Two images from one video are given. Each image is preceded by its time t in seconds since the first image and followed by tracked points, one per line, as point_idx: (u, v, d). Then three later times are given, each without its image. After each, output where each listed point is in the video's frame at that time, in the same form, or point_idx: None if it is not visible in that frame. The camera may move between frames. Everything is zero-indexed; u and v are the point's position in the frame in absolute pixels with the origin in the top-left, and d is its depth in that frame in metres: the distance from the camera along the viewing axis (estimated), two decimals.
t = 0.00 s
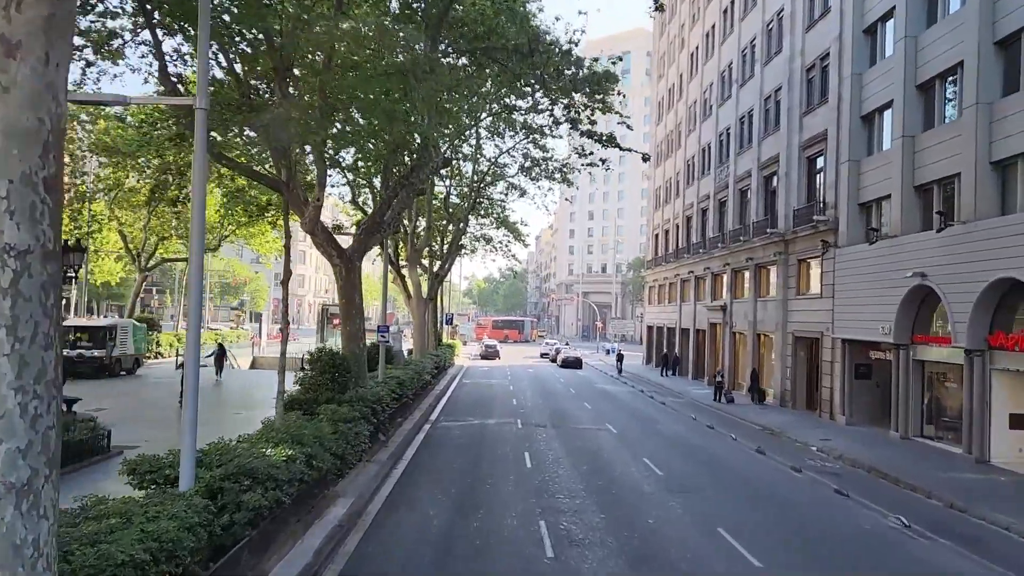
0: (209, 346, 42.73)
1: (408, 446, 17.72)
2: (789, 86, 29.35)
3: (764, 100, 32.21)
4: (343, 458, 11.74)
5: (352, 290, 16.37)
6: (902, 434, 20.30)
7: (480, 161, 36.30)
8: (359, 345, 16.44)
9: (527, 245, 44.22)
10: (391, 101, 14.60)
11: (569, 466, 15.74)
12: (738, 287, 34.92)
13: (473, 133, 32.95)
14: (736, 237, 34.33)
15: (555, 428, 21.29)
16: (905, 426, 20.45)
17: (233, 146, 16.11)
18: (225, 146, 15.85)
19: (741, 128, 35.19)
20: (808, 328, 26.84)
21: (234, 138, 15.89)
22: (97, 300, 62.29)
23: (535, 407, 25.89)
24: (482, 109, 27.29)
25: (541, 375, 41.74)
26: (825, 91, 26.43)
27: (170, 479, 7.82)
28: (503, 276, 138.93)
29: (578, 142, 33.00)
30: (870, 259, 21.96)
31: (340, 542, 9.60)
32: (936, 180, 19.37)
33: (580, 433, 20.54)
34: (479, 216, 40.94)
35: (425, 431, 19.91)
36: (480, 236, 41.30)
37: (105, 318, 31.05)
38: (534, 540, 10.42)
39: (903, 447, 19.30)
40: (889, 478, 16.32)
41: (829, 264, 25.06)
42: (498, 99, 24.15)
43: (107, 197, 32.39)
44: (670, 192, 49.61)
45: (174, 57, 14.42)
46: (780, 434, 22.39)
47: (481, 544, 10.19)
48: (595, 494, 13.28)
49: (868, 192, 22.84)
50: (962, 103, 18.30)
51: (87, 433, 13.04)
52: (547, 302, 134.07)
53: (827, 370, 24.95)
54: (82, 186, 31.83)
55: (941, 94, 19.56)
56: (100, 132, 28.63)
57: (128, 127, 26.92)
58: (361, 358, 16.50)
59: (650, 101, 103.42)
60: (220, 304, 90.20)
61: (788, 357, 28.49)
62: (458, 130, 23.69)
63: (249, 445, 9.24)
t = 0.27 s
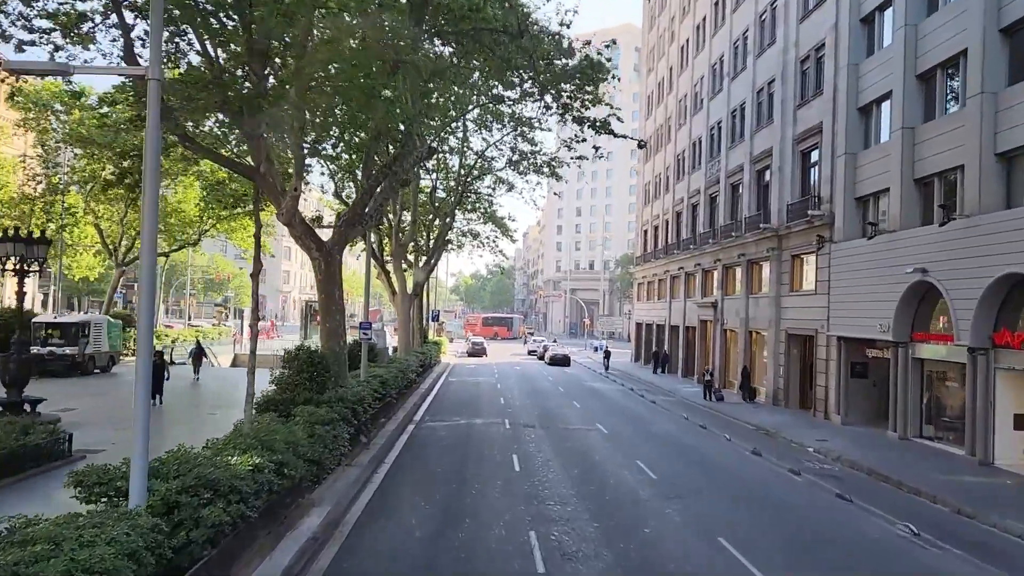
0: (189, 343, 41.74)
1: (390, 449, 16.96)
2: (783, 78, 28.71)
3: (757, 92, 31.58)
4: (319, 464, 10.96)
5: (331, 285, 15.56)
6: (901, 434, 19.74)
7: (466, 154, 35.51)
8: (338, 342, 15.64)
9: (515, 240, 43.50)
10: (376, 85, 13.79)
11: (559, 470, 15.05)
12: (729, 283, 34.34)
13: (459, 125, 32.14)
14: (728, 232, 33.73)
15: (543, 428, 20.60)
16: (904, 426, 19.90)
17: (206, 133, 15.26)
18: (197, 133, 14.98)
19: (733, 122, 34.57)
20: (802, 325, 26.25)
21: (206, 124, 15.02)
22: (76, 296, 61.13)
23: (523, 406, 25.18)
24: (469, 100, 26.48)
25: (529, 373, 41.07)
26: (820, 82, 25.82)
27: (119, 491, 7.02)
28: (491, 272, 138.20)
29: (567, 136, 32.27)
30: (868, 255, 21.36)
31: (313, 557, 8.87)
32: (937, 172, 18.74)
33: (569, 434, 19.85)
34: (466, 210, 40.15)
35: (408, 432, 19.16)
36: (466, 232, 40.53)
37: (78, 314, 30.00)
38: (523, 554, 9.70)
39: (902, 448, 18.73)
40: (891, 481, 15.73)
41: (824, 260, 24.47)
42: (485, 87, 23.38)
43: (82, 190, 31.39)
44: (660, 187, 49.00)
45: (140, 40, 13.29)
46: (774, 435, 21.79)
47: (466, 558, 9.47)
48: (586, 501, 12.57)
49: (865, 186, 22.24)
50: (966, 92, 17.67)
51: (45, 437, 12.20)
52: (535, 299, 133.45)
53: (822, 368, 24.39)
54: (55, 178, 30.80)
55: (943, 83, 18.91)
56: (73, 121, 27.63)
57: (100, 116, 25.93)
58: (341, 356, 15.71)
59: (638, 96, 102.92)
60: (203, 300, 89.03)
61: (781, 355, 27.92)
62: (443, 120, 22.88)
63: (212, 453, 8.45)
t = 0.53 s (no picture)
0: (171, 340, 40.74)
1: (375, 453, 16.12)
2: (780, 70, 28.00)
3: (753, 85, 30.88)
4: (295, 473, 10.13)
5: (312, 280, 14.67)
6: (906, 436, 19.07)
7: (456, 148, 34.65)
8: (320, 341, 14.76)
9: (505, 236, 42.70)
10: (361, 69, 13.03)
11: (553, 476, 14.28)
12: (723, 280, 33.65)
13: (449, 117, 31.29)
14: (722, 228, 33.04)
15: (535, 430, 19.82)
16: (909, 428, 19.23)
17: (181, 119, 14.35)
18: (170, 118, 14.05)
19: (728, 116, 33.87)
20: (800, 323, 25.55)
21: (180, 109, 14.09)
22: (56, 292, 59.86)
23: (513, 406, 24.38)
24: (459, 90, 25.64)
25: (518, 371, 40.29)
26: (819, 74, 25.12)
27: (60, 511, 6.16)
28: (480, 269, 137.36)
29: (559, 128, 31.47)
30: (871, 250, 20.69)
31: None
32: (946, 165, 18.06)
33: (561, 436, 19.08)
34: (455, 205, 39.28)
35: (394, 435, 18.32)
36: (455, 227, 39.67)
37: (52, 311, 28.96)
38: (517, 571, 8.91)
39: (908, 451, 18.06)
40: (899, 486, 15.03)
41: (823, 256, 23.80)
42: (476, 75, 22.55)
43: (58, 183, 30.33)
44: (652, 183, 48.31)
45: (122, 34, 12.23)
46: (774, 437, 21.09)
47: None
48: (583, 510, 11.79)
49: (868, 179, 21.56)
50: (978, 81, 16.97)
51: None
52: (524, 296, 132.74)
53: (821, 367, 23.71)
54: (29, 170, 29.74)
55: (952, 72, 18.22)
56: (46, 111, 26.60)
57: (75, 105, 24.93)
58: (322, 355, 14.85)
59: (629, 92, 102.29)
60: (188, 296, 87.76)
61: (778, 354, 27.25)
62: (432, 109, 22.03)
63: (174, 464, 7.60)
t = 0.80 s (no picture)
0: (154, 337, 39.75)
1: (361, 458, 15.28)
2: (781, 61, 27.28)
3: (752, 78, 30.17)
4: (272, 484, 9.30)
5: (294, 275, 13.72)
6: (914, 439, 18.38)
7: (447, 141, 33.80)
8: (304, 338, 13.84)
9: (497, 232, 41.88)
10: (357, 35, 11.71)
11: (549, 483, 13.49)
12: (721, 278, 32.93)
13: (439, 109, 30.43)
14: (720, 224, 32.33)
15: (529, 433, 19.03)
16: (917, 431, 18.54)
17: (156, 105, 13.50)
18: (143, 103, 13.18)
19: (725, 109, 33.14)
20: (802, 321, 24.84)
21: (154, 94, 13.23)
22: (39, 288, 58.70)
23: (506, 407, 23.59)
24: (451, 80, 24.79)
25: (511, 370, 39.49)
26: (822, 65, 24.40)
27: None
28: (471, 267, 136.49)
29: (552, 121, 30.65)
30: (877, 246, 19.98)
31: None
32: (958, 157, 17.35)
33: (556, 439, 18.30)
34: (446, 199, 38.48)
35: (382, 438, 17.47)
36: (446, 222, 38.84)
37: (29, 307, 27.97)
38: None
39: (917, 455, 17.37)
40: (911, 493, 14.31)
41: (826, 252, 23.09)
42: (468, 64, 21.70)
43: (37, 176, 29.41)
44: (646, 179, 47.59)
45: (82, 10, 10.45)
46: (776, 440, 20.35)
47: None
48: (583, 522, 11.00)
49: (874, 173, 20.84)
50: (992, 69, 16.26)
51: None
52: (515, 294, 131.97)
53: (824, 367, 23.01)
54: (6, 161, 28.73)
55: (964, 61, 17.51)
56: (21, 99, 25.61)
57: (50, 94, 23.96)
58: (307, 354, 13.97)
59: (621, 89, 101.61)
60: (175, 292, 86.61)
61: (777, 353, 26.55)
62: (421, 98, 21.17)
63: (131, 479, 6.77)
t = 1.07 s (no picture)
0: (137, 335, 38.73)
1: (348, 463, 14.39)
2: (784, 52, 26.50)
3: (753, 70, 29.40)
4: (245, 501, 8.43)
5: (276, 269, 12.79)
6: (927, 444, 17.61)
7: (439, 134, 32.92)
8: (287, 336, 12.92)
9: (490, 228, 41.02)
10: None
11: (548, 491, 12.64)
12: (719, 275, 32.15)
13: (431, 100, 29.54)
14: (719, 220, 31.55)
15: (525, 436, 18.18)
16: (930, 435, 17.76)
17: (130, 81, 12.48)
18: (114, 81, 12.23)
19: (725, 102, 32.36)
20: (805, 320, 24.08)
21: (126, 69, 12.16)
22: (22, 284, 57.52)
23: (500, 408, 22.74)
24: (444, 69, 23.90)
25: (503, 369, 38.63)
26: (827, 55, 23.63)
27: None
28: (463, 264, 135.54)
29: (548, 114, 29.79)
30: (888, 242, 19.21)
31: None
32: (975, 148, 16.58)
33: (553, 443, 17.47)
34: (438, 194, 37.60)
35: (371, 441, 16.59)
36: (438, 217, 37.96)
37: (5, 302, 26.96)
38: None
39: (931, 460, 16.59)
40: (929, 501, 13.52)
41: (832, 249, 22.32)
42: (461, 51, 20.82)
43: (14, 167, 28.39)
44: (641, 175, 46.81)
45: None
46: (781, 443, 19.57)
47: None
48: (586, 535, 10.15)
49: (883, 166, 20.08)
50: (1013, 55, 15.49)
51: None
52: (507, 292, 131.10)
53: (829, 368, 22.24)
54: None
55: (982, 47, 16.73)
56: None
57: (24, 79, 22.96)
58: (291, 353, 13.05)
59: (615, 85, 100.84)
60: (162, 289, 85.41)
61: (779, 353, 25.78)
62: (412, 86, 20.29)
63: (74, 503, 5.89)
